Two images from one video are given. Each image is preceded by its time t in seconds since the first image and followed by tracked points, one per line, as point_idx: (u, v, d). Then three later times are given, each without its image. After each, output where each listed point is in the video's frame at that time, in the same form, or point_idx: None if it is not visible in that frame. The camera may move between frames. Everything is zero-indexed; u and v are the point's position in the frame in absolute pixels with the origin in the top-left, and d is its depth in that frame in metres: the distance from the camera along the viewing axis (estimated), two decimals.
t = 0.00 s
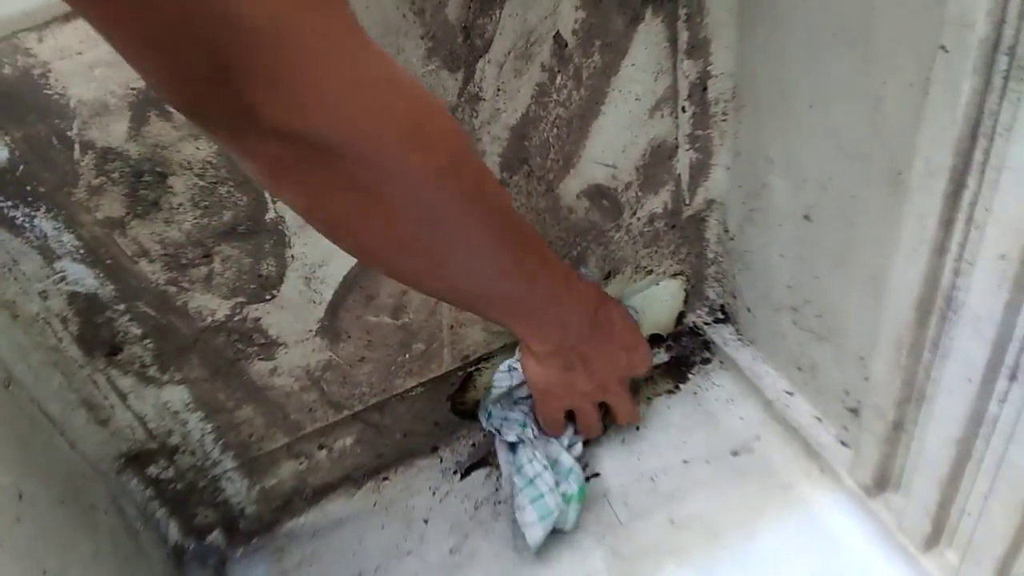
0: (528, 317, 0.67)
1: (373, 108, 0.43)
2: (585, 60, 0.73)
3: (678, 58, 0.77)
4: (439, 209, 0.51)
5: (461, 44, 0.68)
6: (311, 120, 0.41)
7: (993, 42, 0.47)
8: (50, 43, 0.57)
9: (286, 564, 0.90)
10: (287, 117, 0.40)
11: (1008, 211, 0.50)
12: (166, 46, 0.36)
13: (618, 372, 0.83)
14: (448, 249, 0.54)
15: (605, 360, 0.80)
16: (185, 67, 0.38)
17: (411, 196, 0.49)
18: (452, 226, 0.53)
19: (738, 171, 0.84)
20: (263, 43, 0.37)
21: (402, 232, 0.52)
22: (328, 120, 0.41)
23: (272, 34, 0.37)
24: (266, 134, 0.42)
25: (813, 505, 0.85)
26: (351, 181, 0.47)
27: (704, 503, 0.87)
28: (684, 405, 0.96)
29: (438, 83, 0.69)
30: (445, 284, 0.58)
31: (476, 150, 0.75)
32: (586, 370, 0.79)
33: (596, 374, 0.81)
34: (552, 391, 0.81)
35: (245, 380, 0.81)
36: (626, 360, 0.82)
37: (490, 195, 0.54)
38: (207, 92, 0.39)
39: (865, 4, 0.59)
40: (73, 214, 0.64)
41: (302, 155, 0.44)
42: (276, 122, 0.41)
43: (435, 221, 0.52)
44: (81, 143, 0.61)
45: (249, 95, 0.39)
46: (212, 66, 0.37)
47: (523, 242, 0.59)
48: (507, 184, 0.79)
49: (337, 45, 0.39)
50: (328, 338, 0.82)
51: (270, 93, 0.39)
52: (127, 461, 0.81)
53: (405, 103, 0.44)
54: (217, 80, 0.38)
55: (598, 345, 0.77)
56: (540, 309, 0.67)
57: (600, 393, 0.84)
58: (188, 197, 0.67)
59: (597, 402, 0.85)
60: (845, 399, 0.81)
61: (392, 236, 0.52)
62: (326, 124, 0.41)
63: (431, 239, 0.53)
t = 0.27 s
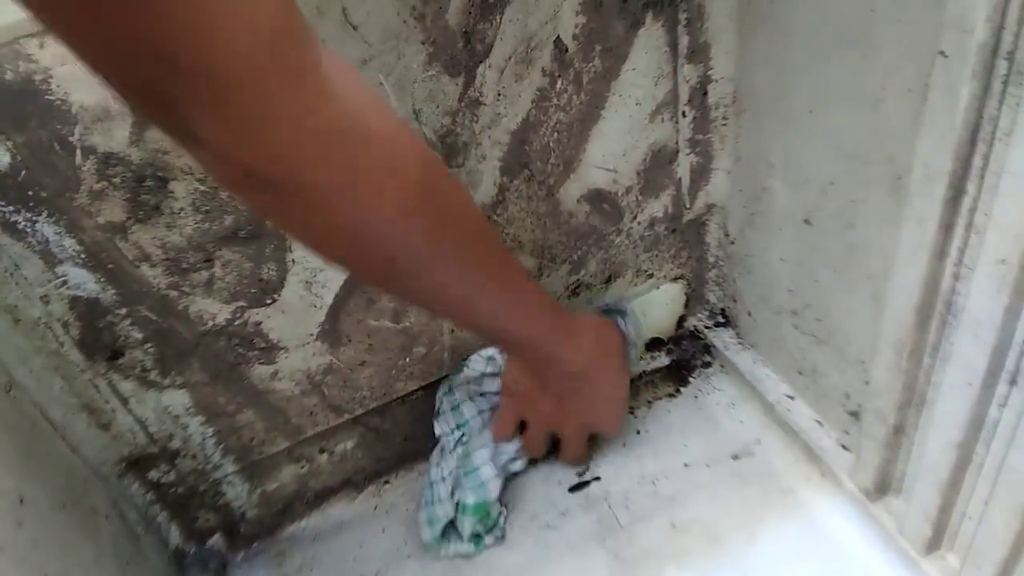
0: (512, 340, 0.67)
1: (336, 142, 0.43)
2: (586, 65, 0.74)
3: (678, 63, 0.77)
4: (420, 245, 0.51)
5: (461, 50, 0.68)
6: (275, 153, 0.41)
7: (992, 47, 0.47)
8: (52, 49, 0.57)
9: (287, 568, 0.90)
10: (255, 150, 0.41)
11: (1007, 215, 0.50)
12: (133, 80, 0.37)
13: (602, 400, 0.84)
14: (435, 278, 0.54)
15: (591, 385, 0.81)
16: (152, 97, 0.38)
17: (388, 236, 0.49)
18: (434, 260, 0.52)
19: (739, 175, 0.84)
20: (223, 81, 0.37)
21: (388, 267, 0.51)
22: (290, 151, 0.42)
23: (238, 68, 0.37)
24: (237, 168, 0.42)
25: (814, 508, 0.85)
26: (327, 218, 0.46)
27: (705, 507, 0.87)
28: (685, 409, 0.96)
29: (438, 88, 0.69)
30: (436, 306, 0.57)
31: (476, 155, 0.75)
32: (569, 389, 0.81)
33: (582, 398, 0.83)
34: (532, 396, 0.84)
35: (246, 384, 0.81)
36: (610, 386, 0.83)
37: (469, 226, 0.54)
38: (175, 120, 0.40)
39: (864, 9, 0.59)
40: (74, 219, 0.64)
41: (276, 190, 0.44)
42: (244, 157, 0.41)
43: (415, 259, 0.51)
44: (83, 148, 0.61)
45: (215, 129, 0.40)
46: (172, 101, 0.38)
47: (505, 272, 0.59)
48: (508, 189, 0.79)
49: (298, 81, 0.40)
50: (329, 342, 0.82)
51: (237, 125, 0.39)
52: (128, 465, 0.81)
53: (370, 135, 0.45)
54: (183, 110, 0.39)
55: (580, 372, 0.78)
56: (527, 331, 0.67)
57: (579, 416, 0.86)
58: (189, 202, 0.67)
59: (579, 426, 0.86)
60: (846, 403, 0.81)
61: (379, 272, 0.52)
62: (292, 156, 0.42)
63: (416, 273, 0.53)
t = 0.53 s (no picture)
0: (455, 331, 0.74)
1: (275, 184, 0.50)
2: (585, 63, 0.74)
3: (678, 60, 0.77)
4: (318, 239, 0.55)
5: (462, 47, 0.68)
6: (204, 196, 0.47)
7: (992, 42, 0.47)
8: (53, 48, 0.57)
9: (288, 565, 0.90)
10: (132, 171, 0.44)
11: (1007, 210, 0.51)
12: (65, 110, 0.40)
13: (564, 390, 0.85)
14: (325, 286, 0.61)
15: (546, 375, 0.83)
16: (34, 115, 0.41)
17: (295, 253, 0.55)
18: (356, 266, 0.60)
19: (738, 173, 0.84)
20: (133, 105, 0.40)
21: (313, 271, 0.58)
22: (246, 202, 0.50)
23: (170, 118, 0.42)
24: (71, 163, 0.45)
25: (815, 505, 0.85)
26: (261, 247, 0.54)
27: (705, 504, 0.87)
28: (685, 406, 0.97)
29: (439, 86, 0.69)
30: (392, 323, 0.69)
31: (477, 153, 0.75)
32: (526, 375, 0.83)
33: (536, 386, 0.85)
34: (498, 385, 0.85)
35: (248, 382, 0.81)
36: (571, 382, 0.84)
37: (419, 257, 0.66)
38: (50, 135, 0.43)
39: (864, 6, 0.59)
40: (76, 217, 0.65)
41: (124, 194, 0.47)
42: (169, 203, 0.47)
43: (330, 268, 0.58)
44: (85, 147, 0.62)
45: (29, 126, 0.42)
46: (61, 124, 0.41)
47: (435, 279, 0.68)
48: (508, 187, 0.79)
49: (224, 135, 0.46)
50: (330, 339, 0.82)
51: (157, 176, 0.45)
52: (130, 463, 0.81)
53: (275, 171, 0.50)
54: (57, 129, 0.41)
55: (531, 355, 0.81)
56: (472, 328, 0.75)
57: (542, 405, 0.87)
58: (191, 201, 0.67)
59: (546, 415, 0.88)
60: (846, 399, 0.81)
61: (252, 262, 0.55)
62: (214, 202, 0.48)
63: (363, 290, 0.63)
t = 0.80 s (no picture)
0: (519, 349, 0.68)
1: (352, 199, 0.44)
2: (581, 67, 0.74)
3: (673, 65, 0.78)
4: (396, 263, 0.49)
5: (458, 52, 0.68)
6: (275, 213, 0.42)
7: (984, 47, 0.47)
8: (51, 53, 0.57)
9: (285, 569, 0.90)
10: (204, 190, 0.39)
11: (999, 214, 0.51)
12: (112, 128, 0.35)
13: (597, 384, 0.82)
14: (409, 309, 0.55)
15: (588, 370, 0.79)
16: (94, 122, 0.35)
17: (368, 273, 0.50)
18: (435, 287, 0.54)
19: (733, 176, 0.85)
20: (192, 118, 0.35)
21: (378, 295, 0.52)
22: (317, 217, 0.44)
23: (232, 130, 0.37)
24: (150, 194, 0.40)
25: (810, 507, 0.85)
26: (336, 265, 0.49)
27: (701, 506, 0.87)
28: (681, 409, 0.97)
29: (435, 91, 0.70)
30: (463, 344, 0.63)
31: (473, 157, 0.75)
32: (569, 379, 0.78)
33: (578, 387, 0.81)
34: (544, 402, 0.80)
35: (245, 386, 0.81)
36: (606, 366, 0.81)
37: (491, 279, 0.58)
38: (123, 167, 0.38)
39: (857, 11, 0.59)
40: (74, 222, 0.65)
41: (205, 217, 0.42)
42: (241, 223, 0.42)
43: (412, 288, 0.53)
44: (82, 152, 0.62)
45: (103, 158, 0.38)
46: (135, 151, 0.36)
47: (509, 302, 0.61)
48: (504, 191, 0.79)
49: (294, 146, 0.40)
50: (326, 343, 0.82)
51: (226, 197, 0.40)
52: (126, 468, 0.81)
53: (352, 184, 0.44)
54: (129, 158, 0.37)
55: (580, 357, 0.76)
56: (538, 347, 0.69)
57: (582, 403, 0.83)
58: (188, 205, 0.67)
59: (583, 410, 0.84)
60: (841, 401, 0.81)
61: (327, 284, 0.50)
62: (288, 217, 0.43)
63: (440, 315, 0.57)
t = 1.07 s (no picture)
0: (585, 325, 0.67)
1: (454, 142, 0.44)
2: (584, 66, 0.74)
3: (675, 64, 0.78)
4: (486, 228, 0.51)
5: (461, 50, 0.68)
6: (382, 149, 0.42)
7: (987, 47, 0.48)
8: (55, 49, 0.58)
9: (285, 566, 0.90)
10: (321, 122, 0.39)
11: (1001, 214, 0.51)
12: (232, 58, 0.36)
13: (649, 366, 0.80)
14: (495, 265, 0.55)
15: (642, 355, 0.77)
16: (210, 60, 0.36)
17: (461, 223, 0.50)
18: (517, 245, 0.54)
19: (735, 176, 0.85)
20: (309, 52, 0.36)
21: (461, 253, 0.52)
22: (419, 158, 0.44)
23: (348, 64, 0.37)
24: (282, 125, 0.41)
25: (811, 506, 0.85)
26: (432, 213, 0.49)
27: (701, 505, 0.88)
28: (681, 408, 0.97)
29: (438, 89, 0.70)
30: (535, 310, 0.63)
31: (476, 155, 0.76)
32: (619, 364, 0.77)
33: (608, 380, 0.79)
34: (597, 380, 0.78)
35: (246, 383, 0.81)
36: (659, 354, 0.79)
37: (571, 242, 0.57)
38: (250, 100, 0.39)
39: (859, 11, 0.60)
40: (77, 218, 0.65)
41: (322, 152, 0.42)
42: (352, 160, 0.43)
43: (495, 245, 0.53)
44: (86, 147, 0.62)
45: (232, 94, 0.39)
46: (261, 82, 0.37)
47: (585, 264, 0.60)
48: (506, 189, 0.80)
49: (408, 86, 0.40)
50: (328, 341, 0.82)
51: (336, 130, 0.40)
52: (128, 464, 0.82)
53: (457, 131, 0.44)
54: (248, 88, 0.38)
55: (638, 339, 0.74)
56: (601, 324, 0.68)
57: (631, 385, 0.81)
58: (191, 201, 0.67)
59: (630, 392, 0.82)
60: (841, 401, 0.82)
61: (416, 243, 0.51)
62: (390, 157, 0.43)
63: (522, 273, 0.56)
